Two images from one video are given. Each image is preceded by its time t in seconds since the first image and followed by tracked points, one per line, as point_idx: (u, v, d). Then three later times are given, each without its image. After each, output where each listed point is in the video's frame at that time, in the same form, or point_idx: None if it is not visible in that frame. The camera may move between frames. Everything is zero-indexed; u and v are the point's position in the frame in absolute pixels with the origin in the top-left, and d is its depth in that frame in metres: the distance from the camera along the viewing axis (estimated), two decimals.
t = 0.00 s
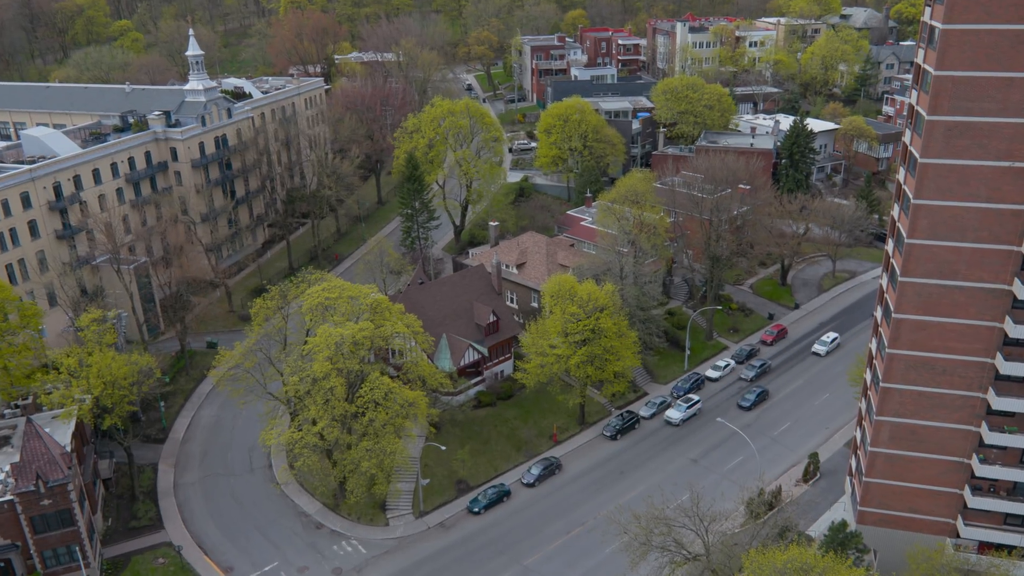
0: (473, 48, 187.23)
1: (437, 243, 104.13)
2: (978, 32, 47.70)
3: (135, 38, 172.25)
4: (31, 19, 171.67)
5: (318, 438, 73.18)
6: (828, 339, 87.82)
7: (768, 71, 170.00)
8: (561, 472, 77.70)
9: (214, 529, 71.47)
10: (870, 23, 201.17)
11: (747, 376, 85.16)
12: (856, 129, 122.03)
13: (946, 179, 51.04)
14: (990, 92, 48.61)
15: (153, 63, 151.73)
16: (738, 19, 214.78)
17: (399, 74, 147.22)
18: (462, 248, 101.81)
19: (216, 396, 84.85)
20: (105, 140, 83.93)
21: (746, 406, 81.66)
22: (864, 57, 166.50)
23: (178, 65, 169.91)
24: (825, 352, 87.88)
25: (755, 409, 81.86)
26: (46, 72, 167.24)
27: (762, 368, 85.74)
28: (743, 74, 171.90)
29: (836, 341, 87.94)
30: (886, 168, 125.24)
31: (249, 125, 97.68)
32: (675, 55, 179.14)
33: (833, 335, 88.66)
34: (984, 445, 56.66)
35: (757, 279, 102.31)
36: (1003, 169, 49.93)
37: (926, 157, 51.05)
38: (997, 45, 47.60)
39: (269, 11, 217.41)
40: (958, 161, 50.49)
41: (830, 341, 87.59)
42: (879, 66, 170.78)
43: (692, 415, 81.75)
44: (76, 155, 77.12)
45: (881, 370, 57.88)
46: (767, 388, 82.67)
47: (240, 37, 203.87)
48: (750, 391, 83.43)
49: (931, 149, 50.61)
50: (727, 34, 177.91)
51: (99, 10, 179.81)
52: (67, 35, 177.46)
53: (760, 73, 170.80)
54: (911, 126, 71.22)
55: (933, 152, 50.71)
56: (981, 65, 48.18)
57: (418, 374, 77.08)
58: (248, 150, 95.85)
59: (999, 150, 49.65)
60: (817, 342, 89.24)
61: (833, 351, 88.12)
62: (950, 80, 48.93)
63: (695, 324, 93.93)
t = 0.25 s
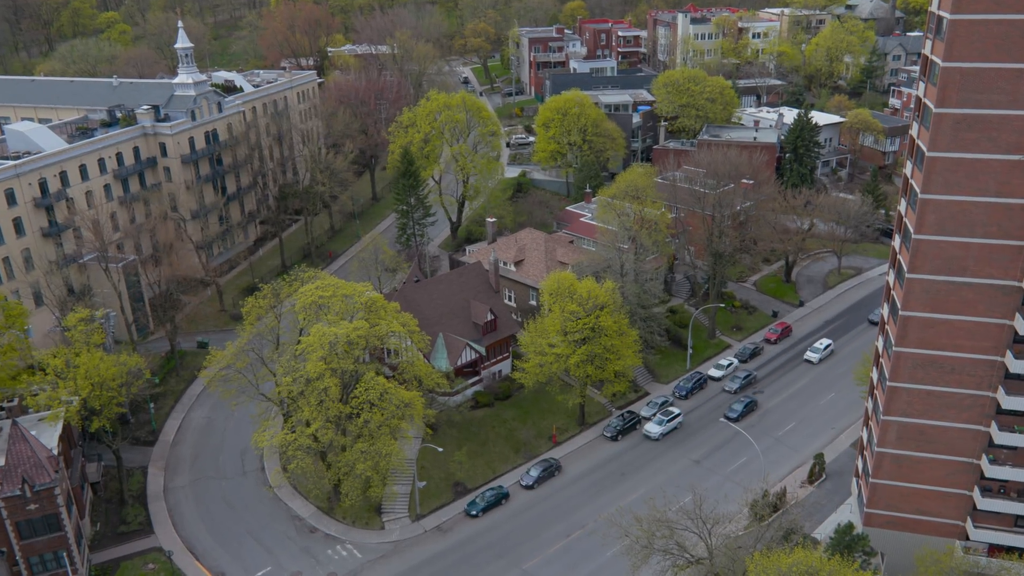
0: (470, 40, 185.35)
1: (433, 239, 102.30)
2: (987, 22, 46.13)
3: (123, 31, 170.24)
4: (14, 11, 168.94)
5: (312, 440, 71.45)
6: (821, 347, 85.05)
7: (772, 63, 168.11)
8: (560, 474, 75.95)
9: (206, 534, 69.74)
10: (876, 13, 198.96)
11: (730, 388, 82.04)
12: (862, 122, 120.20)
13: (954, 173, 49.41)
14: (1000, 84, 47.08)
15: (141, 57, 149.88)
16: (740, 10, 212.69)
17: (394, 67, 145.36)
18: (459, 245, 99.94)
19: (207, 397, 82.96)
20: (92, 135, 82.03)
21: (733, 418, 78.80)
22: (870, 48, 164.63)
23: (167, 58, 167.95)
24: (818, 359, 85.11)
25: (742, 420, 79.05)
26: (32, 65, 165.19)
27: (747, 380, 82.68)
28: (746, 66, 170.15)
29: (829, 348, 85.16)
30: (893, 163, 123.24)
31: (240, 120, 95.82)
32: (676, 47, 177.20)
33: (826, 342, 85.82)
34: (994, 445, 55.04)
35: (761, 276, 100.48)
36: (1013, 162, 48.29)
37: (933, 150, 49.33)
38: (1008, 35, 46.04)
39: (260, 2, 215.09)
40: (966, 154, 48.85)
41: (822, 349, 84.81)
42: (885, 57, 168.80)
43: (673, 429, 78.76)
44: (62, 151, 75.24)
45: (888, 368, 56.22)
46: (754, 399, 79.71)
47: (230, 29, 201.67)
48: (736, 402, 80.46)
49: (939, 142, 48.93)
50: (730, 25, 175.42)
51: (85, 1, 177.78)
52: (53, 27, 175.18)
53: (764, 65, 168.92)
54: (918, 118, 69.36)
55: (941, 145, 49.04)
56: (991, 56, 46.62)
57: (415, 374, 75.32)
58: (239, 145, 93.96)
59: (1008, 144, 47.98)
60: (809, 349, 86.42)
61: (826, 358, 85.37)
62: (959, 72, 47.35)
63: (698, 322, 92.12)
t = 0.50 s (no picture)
0: (465, 27, 182.91)
1: (429, 233, 100.11)
2: (1000, 6, 44.40)
3: (106, 18, 167.45)
4: None
5: (304, 440, 69.33)
6: (814, 352, 81.95)
7: (777, 49, 165.89)
8: (560, 473, 73.81)
9: (195, 537, 67.60)
10: None
11: (713, 398, 78.71)
12: (870, 110, 118.25)
13: (965, 163, 47.73)
14: (1013, 70, 45.36)
15: (125, 44, 147.42)
16: None
17: (387, 56, 143.02)
18: (455, 238, 97.69)
19: (196, 396, 80.68)
20: (75, 126, 79.75)
21: (718, 428, 75.60)
22: (878, 34, 162.37)
23: (152, 46, 165.34)
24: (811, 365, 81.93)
25: (728, 430, 75.89)
26: (11, 53, 162.34)
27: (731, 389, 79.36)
28: (750, 53, 167.77)
29: (822, 353, 82.07)
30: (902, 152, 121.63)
31: (229, 110, 93.61)
32: (678, 34, 174.82)
33: (819, 346, 82.69)
34: (1007, 443, 53.03)
35: (766, 270, 98.24)
36: None
37: (944, 139, 47.65)
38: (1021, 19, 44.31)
39: None
40: (977, 144, 47.16)
41: (815, 354, 81.71)
42: (894, 44, 166.58)
43: (653, 441, 75.45)
44: (44, 142, 72.97)
45: (897, 364, 54.25)
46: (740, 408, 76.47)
47: (217, 15, 198.60)
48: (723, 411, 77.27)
49: (949, 131, 47.25)
50: (733, 11, 173.11)
51: None
52: (32, 14, 172.07)
53: (769, 52, 166.60)
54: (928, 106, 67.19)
55: (951, 135, 47.36)
56: (1003, 41, 44.88)
57: (409, 372, 73.15)
58: (228, 137, 91.68)
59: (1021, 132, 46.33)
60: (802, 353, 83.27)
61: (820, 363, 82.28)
62: (970, 58, 45.64)
63: (700, 317, 89.88)
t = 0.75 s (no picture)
0: (461, 9, 179.77)
1: (423, 222, 97.61)
2: None
3: None
4: None
5: (296, 436, 67.11)
6: (807, 354, 78.70)
7: (784, 32, 163.27)
8: (560, 470, 71.60)
9: (184, 537, 65.40)
10: None
11: (696, 406, 75.28)
12: (880, 94, 116.25)
13: (980, 147, 45.66)
14: None
15: (107, 27, 144.25)
16: None
17: (380, 38, 140.14)
18: (451, 228, 95.28)
19: (185, 391, 78.30)
20: (56, 112, 77.10)
21: (704, 436, 72.33)
22: (889, 15, 159.81)
23: (136, 29, 161.70)
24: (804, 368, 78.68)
25: (715, 437, 72.63)
26: None
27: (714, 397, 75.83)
28: (755, 35, 164.85)
29: (816, 355, 78.82)
30: (913, 138, 119.85)
31: (216, 96, 91.01)
32: (681, 17, 171.84)
33: (813, 348, 79.43)
34: (1021, 437, 50.95)
35: (772, 259, 95.72)
36: None
37: (957, 124, 45.58)
38: None
39: None
40: (993, 128, 45.13)
41: (809, 357, 78.48)
42: (906, 25, 164.05)
43: (629, 453, 71.95)
44: (23, 129, 70.39)
45: (908, 357, 52.27)
46: (726, 415, 73.12)
47: None
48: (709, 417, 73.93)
49: (963, 115, 45.21)
50: None
51: None
52: None
53: (775, 33, 163.80)
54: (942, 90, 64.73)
55: (965, 119, 45.29)
56: (1021, 21, 42.84)
57: (405, 365, 70.80)
58: (215, 123, 89.05)
59: None
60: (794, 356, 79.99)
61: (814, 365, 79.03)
62: (985, 39, 43.64)
63: (704, 308, 87.55)
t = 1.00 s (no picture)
0: None
1: (419, 210, 95.48)
2: None
3: None
4: None
5: (288, 431, 65.11)
6: (798, 357, 75.60)
7: (790, 13, 160.86)
8: (560, 465, 69.55)
9: (173, 535, 63.44)
10: None
11: (675, 415, 72.12)
12: (890, 76, 114.28)
13: (993, 132, 44.77)
14: None
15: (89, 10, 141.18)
16: None
17: (374, 21, 137.61)
18: (447, 216, 93.10)
19: (174, 385, 76.15)
20: (38, 97, 74.98)
21: (688, 443, 69.32)
22: None
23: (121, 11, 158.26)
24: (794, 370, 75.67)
25: (698, 445, 69.61)
26: None
27: (694, 405, 72.60)
28: (761, 17, 162.09)
29: (807, 358, 75.72)
30: (924, 123, 117.50)
31: (204, 79, 88.91)
32: None
33: (803, 350, 76.31)
34: None
35: (779, 248, 93.25)
36: None
37: (970, 107, 44.77)
38: None
39: None
40: (1006, 112, 44.25)
41: (799, 359, 75.40)
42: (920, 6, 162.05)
43: (603, 465, 68.72)
44: (4, 114, 68.25)
45: (917, 348, 51.26)
46: (709, 422, 70.04)
47: None
48: (693, 424, 70.88)
49: (977, 99, 44.32)
50: None
51: None
52: None
53: (783, 15, 161.15)
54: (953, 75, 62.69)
55: (979, 102, 44.42)
56: None
57: (400, 358, 68.75)
58: (203, 108, 86.89)
59: None
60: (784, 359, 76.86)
61: (806, 368, 75.98)
62: (1000, 19, 42.85)
63: (709, 298, 85.41)
